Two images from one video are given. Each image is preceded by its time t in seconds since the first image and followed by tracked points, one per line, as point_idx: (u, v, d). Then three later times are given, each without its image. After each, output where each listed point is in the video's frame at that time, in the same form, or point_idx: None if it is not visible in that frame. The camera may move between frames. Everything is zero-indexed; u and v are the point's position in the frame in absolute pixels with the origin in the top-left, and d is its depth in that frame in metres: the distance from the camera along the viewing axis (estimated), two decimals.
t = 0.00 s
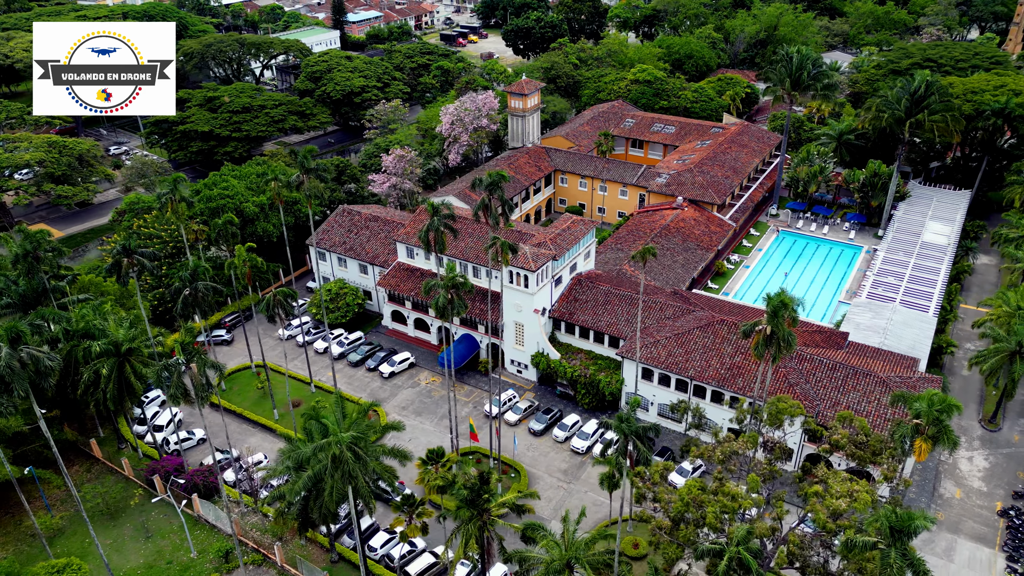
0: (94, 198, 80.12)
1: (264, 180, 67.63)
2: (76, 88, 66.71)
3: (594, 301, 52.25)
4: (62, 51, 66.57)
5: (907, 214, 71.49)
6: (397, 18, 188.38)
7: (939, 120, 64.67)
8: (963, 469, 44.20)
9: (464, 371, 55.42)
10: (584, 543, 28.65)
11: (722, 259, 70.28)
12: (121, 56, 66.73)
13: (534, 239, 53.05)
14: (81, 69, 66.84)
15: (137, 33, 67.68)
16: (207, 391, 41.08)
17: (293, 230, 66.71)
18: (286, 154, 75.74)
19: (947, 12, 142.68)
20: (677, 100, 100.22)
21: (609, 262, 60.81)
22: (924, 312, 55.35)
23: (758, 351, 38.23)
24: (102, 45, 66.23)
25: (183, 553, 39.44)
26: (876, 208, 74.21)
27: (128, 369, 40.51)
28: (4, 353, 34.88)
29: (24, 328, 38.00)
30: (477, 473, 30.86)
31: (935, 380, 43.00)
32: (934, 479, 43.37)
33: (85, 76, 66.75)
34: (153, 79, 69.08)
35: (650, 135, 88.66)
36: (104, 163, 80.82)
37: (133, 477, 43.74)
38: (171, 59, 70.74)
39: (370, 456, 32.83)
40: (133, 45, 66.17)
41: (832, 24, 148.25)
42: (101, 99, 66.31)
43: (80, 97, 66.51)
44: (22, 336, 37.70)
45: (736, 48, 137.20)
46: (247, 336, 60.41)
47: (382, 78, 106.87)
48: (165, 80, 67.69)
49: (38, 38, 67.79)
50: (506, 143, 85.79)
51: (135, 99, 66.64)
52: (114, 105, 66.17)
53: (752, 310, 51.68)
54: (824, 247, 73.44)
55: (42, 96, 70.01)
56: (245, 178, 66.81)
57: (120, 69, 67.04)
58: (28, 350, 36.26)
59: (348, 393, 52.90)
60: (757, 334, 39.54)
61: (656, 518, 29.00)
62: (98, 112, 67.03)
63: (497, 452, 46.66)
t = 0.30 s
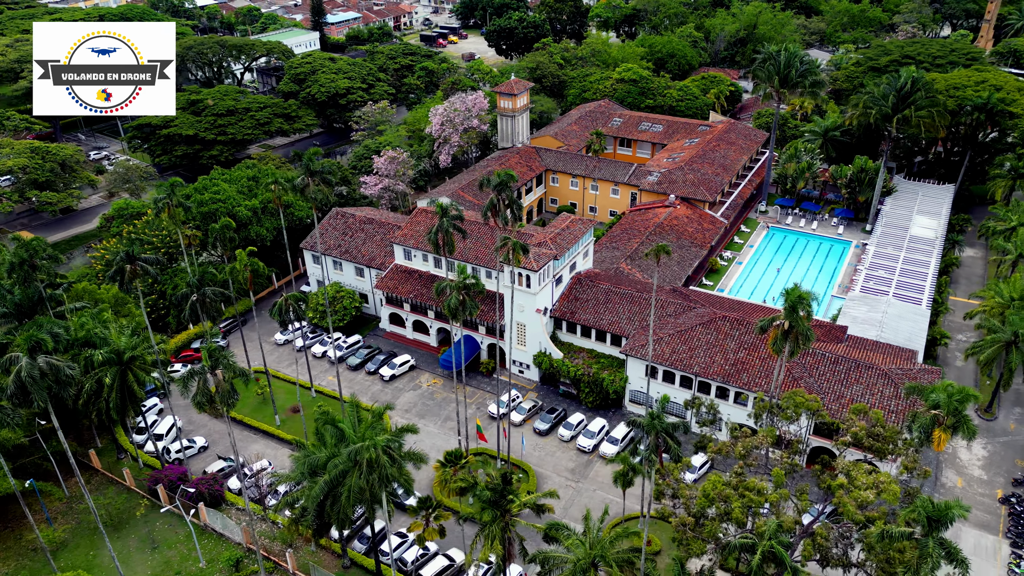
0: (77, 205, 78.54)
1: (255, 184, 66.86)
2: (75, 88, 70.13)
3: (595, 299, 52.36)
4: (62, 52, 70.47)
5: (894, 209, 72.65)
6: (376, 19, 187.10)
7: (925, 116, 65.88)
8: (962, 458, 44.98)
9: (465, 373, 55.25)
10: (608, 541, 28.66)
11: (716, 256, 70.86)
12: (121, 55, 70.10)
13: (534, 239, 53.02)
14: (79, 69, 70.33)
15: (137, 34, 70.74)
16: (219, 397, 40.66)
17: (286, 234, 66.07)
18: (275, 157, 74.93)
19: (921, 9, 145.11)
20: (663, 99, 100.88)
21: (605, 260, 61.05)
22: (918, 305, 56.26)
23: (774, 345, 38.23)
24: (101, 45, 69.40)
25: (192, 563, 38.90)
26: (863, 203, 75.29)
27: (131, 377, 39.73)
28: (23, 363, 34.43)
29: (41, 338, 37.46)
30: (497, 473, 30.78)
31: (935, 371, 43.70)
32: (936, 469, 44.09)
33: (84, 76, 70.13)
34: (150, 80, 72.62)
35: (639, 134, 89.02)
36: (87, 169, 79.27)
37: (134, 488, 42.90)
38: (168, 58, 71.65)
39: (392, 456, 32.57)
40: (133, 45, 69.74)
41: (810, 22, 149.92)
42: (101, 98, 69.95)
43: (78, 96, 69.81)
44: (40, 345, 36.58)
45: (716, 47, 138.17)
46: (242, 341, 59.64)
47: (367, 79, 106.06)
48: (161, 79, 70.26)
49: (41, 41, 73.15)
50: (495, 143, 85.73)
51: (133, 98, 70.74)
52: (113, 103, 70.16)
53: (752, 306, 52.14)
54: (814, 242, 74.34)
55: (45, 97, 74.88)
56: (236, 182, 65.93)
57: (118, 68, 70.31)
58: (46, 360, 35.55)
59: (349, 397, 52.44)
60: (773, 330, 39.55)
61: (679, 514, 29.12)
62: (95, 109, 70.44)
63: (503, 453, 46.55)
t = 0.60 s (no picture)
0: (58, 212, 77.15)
1: (244, 188, 66.08)
2: (77, 88, 76.95)
3: (594, 298, 52.53)
4: (64, 53, 77.27)
5: (879, 203, 73.89)
6: (352, 20, 185.81)
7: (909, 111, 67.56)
8: (960, 446, 45.72)
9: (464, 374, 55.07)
10: (630, 539, 28.71)
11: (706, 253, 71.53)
12: (119, 55, 76.69)
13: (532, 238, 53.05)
14: (81, 70, 77.26)
15: (139, 38, 79.26)
16: (241, 405, 40.51)
17: (278, 238, 65.42)
18: (261, 160, 74.13)
19: (892, 7, 147.84)
20: (646, 97, 101.62)
21: (600, 259, 61.27)
22: (908, 297, 57.30)
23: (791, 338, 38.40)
24: (103, 44, 75.93)
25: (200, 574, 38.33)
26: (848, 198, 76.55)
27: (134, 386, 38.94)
28: (43, 373, 34.89)
29: (61, 348, 36.88)
30: (517, 474, 30.71)
31: (931, 362, 44.51)
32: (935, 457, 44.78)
33: (86, 76, 76.70)
34: (149, 79, 78.77)
35: (624, 133, 89.46)
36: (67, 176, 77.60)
37: (135, 500, 42.12)
38: (168, 60, 81.62)
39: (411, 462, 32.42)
40: (132, 45, 77.01)
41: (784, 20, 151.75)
42: (100, 96, 76.70)
43: (80, 96, 76.83)
44: (61, 356, 36.80)
45: (695, 46, 139.14)
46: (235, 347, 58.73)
47: (349, 81, 105.22)
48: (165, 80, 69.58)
49: (46, 46, 80.03)
50: (482, 143, 85.67)
51: (133, 98, 77.67)
52: (116, 103, 77.38)
53: (748, 301, 52.64)
54: (801, 237, 75.36)
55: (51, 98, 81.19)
56: (225, 186, 65.09)
57: (120, 69, 77.35)
58: (66, 370, 35.95)
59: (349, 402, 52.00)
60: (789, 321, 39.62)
61: (700, 510, 29.29)
62: (96, 110, 77.25)
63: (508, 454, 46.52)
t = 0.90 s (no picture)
0: (32, 222, 74.98)
1: (228, 193, 65.00)
2: (76, 88, 63.87)
3: (588, 297, 52.67)
4: (62, 51, 64.36)
5: (858, 198, 75.33)
6: (323, 22, 183.62)
7: (887, 106, 68.94)
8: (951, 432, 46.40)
9: (459, 376, 54.85)
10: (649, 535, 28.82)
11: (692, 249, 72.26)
12: (121, 56, 63.82)
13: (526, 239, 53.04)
14: (81, 69, 64.14)
15: (138, 32, 64.74)
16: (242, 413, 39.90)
17: (264, 243, 64.52)
18: (243, 164, 72.96)
19: (859, 4, 150.53)
20: (624, 96, 102.26)
21: (590, 257, 61.50)
22: (893, 289, 58.46)
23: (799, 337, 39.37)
24: (103, 45, 63.24)
25: None
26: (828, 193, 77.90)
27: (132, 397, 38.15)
28: (59, 386, 33.85)
29: (69, 359, 36.37)
30: (531, 474, 30.69)
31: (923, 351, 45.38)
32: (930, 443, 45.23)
33: (85, 76, 63.93)
34: (152, 79, 66.50)
35: (606, 131, 89.88)
36: (40, 184, 75.56)
37: (131, 513, 41.13)
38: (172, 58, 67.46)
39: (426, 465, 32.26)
40: (134, 45, 63.31)
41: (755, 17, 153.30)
42: (101, 99, 63.81)
43: (79, 96, 63.78)
44: (63, 367, 35.80)
45: (669, 44, 140.04)
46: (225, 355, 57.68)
47: (326, 83, 104.01)
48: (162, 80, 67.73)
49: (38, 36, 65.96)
50: (464, 144, 85.39)
51: (136, 100, 64.38)
52: (115, 105, 63.86)
53: (741, 296, 53.22)
54: (784, 231, 76.46)
55: (39, 96, 67.14)
56: (209, 192, 63.97)
57: (121, 69, 64.22)
58: (82, 382, 34.78)
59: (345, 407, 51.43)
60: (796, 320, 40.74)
61: (715, 503, 29.56)
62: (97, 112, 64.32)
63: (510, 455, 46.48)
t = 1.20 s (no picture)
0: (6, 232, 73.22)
1: (211, 199, 63.90)
2: (76, 88, 62.71)
3: (582, 296, 52.81)
4: (62, 51, 62.95)
5: (837, 192, 76.75)
6: (291, 24, 181.26)
7: (863, 102, 70.46)
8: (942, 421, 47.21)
9: (455, 378, 54.63)
10: (668, 531, 28.97)
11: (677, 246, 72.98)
12: (121, 56, 62.87)
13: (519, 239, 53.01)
14: (81, 70, 63.08)
15: (139, 33, 63.88)
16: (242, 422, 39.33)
17: (249, 249, 63.52)
18: (224, 170, 71.77)
19: (825, 3, 153.31)
20: (602, 95, 102.86)
21: (580, 257, 61.73)
22: (877, 281, 59.66)
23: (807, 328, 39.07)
24: (103, 45, 62.39)
25: None
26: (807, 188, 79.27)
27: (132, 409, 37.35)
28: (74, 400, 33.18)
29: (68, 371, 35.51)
30: (547, 474, 30.74)
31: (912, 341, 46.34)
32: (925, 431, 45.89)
33: (86, 76, 62.95)
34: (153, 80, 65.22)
35: (586, 131, 90.23)
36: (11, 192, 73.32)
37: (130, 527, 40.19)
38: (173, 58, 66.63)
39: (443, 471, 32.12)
40: (135, 44, 62.43)
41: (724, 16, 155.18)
42: (101, 99, 62.84)
43: (79, 96, 62.81)
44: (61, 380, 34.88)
45: (641, 43, 141.02)
46: (214, 363, 56.45)
47: (301, 86, 102.71)
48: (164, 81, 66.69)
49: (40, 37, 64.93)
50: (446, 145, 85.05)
51: (136, 99, 63.28)
52: (115, 106, 62.82)
53: (732, 292, 53.82)
54: (766, 227, 77.56)
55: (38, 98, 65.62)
56: (192, 198, 62.81)
57: (121, 69, 63.26)
58: (99, 394, 34.49)
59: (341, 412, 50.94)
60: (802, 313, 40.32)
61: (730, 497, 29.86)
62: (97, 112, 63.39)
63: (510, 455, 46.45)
